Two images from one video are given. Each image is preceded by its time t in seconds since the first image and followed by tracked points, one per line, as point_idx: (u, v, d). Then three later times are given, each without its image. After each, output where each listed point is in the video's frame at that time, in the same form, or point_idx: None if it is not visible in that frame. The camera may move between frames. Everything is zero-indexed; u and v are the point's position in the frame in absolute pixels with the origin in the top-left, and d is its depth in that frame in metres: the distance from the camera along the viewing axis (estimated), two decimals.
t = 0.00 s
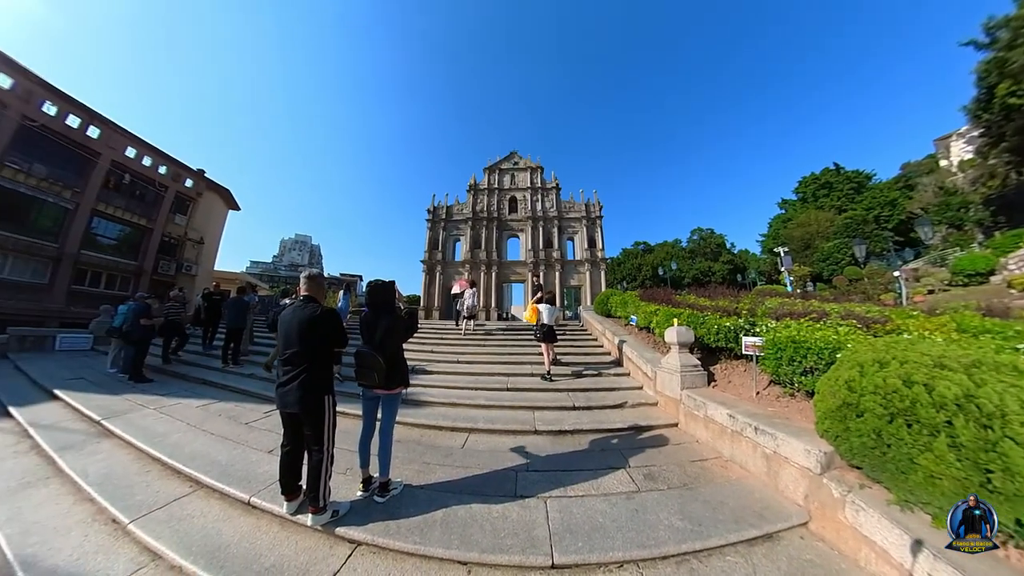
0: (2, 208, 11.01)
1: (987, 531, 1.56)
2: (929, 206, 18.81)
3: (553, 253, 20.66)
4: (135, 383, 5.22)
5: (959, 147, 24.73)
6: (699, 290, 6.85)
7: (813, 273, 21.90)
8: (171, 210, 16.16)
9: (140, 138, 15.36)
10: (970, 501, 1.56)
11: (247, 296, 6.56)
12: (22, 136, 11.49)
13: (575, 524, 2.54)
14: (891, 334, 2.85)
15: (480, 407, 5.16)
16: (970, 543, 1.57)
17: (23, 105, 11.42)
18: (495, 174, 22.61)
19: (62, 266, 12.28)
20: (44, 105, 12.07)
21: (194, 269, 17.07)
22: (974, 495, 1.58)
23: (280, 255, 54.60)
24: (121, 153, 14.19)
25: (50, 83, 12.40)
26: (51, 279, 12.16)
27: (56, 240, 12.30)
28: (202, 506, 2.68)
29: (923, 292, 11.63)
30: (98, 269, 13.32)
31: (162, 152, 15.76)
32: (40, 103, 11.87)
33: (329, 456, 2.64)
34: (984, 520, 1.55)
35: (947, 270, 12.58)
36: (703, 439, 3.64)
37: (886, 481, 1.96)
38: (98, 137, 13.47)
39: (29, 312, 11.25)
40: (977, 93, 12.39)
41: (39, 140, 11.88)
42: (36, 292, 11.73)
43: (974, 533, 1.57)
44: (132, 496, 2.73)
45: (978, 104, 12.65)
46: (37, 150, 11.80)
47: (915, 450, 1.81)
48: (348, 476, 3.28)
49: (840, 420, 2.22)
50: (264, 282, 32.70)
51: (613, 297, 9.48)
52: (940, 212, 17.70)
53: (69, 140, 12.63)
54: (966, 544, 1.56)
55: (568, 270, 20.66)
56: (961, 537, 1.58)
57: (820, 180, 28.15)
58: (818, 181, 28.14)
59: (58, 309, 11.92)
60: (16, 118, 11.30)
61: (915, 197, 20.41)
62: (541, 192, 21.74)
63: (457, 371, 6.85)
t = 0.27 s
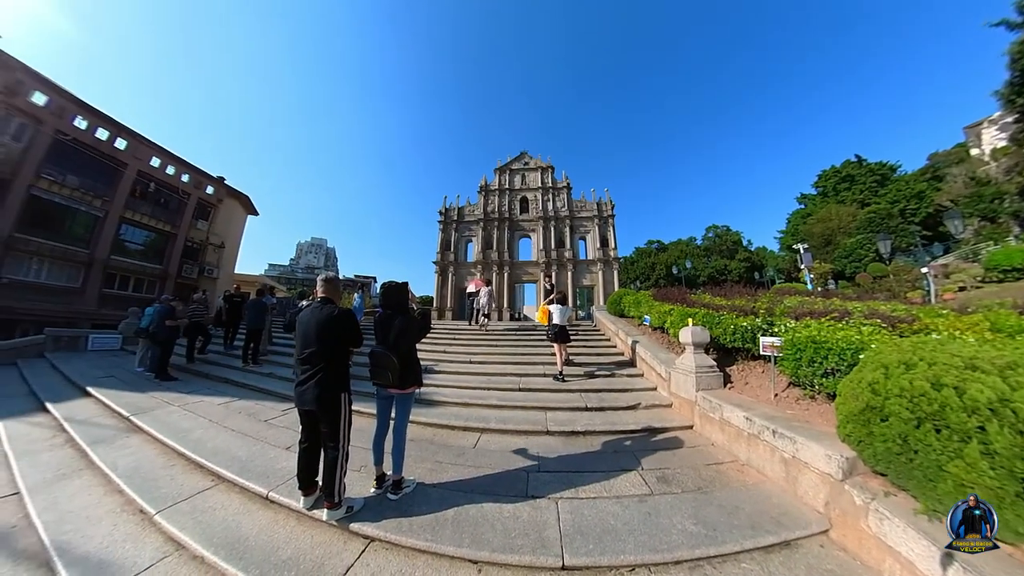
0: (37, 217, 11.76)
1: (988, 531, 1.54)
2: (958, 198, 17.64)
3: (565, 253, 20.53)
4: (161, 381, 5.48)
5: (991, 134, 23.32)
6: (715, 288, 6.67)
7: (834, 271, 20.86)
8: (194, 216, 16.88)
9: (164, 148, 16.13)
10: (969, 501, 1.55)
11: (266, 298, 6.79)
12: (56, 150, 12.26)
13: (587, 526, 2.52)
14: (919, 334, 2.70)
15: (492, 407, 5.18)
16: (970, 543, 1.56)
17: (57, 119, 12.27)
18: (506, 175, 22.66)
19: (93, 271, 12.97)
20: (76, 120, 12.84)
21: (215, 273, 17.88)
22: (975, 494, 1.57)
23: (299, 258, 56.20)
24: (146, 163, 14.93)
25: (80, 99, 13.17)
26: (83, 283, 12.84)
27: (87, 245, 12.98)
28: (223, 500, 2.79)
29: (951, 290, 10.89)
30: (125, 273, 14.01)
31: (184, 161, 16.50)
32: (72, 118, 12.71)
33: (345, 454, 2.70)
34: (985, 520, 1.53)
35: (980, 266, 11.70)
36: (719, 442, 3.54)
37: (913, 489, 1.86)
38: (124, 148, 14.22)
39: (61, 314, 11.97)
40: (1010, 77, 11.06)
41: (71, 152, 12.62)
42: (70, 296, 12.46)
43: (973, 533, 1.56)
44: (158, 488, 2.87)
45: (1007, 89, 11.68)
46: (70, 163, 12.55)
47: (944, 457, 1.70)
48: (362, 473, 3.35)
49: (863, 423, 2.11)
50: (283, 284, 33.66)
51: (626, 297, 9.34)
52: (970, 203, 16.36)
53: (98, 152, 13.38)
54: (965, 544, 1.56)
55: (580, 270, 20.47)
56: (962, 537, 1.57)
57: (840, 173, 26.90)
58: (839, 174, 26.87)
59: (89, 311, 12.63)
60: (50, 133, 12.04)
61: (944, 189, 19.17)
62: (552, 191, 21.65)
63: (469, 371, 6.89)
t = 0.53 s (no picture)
0: (72, 225, 12.55)
1: (988, 531, 1.53)
2: (993, 188, 15.98)
3: (578, 253, 20.36)
4: (188, 380, 5.75)
5: None
6: (732, 287, 6.47)
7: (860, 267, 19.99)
8: (216, 222, 17.65)
9: (188, 158, 16.90)
10: (969, 501, 1.55)
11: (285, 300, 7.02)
12: (90, 162, 13.03)
13: (599, 527, 2.49)
14: (951, 334, 2.54)
15: (505, 407, 5.19)
16: (970, 542, 1.55)
17: (90, 134, 13.03)
18: (517, 175, 22.68)
19: (125, 276, 13.70)
20: (107, 134, 13.61)
21: (236, 276, 18.67)
22: (975, 495, 1.57)
23: (317, 260, 57.78)
24: (171, 172, 15.67)
25: (111, 114, 13.95)
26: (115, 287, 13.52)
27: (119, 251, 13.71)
28: (244, 493, 2.90)
29: (987, 287, 9.98)
30: (153, 277, 14.76)
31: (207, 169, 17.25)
32: (103, 133, 13.48)
33: (361, 451, 2.76)
34: (985, 520, 1.53)
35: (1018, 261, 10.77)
36: (736, 446, 3.43)
37: (943, 499, 1.75)
38: (151, 159, 14.97)
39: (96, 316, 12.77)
40: None
41: (103, 164, 13.38)
42: (104, 298, 13.17)
43: (972, 533, 1.54)
44: (185, 481, 3.01)
45: None
46: (102, 175, 13.33)
47: (977, 465, 1.60)
48: (377, 470, 3.42)
49: (889, 429, 2.01)
50: (301, 286, 34.67)
51: (640, 296, 9.18)
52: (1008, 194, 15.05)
53: (128, 163, 14.13)
54: (965, 544, 1.55)
55: (593, 269, 20.26)
56: (962, 537, 1.56)
57: (864, 165, 25.57)
58: (863, 165, 25.47)
59: (121, 313, 13.40)
60: (84, 147, 12.80)
61: (978, 179, 17.94)
62: (564, 191, 21.53)
63: (482, 371, 6.93)
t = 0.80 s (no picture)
0: (104, 232, 13.26)
1: (988, 531, 1.59)
2: None
3: (590, 252, 20.18)
4: (211, 379, 5.99)
5: None
6: (750, 285, 6.27)
7: (885, 264, 19.19)
8: (236, 227, 18.36)
9: (209, 167, 17.62)
10: (970, 501, 1.61)
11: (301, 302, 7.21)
12: (118, 173, 13.75)
13: (610, 530, 2.46)
14: (986, 335, 2.39)
15: (517, 408, 5.19)
16: (970, 542, 1.59)
17: (117, 146, 13.76)
18: (528, 175, 22.65)
19: (151, 279, 14.36)
20: (133, 146, 14.34)
21: (255, 279, 19.36)
22: (976, 495, 1.63)
23: (334, 263, 59.17)
24: (193, 180, 16.35)
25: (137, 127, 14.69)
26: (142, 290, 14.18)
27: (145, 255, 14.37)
28: (262, 489, 3.00)
29: None
30: (177, 280, 15.42)
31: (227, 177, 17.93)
32: (130, 144, 14.20)
33: (375, 449, 2.82)
34: (985, 520, 1.59)
35: None
36: (753, 450, 3.32)
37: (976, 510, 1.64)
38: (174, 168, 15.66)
39: (125, 318, 13.47)
40: None
41: (130, 174, 14.08)
42: (131, 301, 13.83)
43: (973, 533, 1.60)
44: (207, 476, 3.14)
45: None
46: (129, 185, 14.05)
47: (1014, 475, 1.49)
48: (390, 469, 3.47)
49: (916, 435, 1.91)
50: (317, 288, 35.54)
51: (654, 296, 9.01)
52: None
53: (154, 172, 14.83)
54: (965, 544, 1.59)
55: (606, 269, 20.02)
56: (961, 537, 1.60)
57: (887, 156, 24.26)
58: (887, 156, 24.14)
59: (147, 314, 14.07)
60: (112, 158, 13.51)
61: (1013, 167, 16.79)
62: (575, 190, 21.38)
63: (494, 372, 6.94)
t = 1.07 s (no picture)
0: (131, 239, 13.97)
1: (987, 531, 1.61)
2: None
3: (603, 251, 19.98)
4: (233, 378, 6.24)
5: None
6: (768, 283, 6.09)
7: (912, 260, 18.13)
8: (255, 232, 19.04)
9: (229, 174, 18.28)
10: (971, 501, 1.62)
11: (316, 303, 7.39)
12: (145, 182, 14.45)
13: (622, 533, 2.44)
14: None
15: (529, 408, 5.19)
16: (971, 543, 1.62)
17: (143, 156, 14.45)
18: (539, 175, 22.61)
19: (176, 282, 15.02)
20: (158, 156, 15.03)
21: (273, 282, 20.05)
22: (976, 495, 1.65)
23: (350, 265, 60.50)
24: (214, 187, 16.99)
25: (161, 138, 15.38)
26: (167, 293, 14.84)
27: (170, 259, 15.05)
28: (281, 484, 3.10)
29: None
30: (200, 283, 16.07)
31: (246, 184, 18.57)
32: (155, 154, 14.89)
33: (389, 448, 2.87)
34: (985, 520, 1.61)
35: None
36: (771, 454, 3.22)
37: (1008, 523, 1.52)
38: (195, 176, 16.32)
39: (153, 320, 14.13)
40: None
41: (156, 183, 14.76)
42: (157, 303, 14.47)
43: (974, 533, 1.62)
44: (229, 470, 3.27)
45: None
46: (154, 193, 14.75)
47: None
48: (404, 467, 3.53)
49: (944, 442, 1.81)
50: (333, 289, 36.38)
51: (668, 296, 8.84)
52: None
53: (177, 181, 15.50)
54: (966, 544, 1.63)
55: (619, 268, 19.78)
56: (963, 537, 1.64)
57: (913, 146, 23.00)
58: (912, 146, 22.89)
59: (173, 316, 14.70)
60: (138, 168, 14.19)
61: None
62: (586, 189, 21.21)
63: (506, 372, 6.96)
